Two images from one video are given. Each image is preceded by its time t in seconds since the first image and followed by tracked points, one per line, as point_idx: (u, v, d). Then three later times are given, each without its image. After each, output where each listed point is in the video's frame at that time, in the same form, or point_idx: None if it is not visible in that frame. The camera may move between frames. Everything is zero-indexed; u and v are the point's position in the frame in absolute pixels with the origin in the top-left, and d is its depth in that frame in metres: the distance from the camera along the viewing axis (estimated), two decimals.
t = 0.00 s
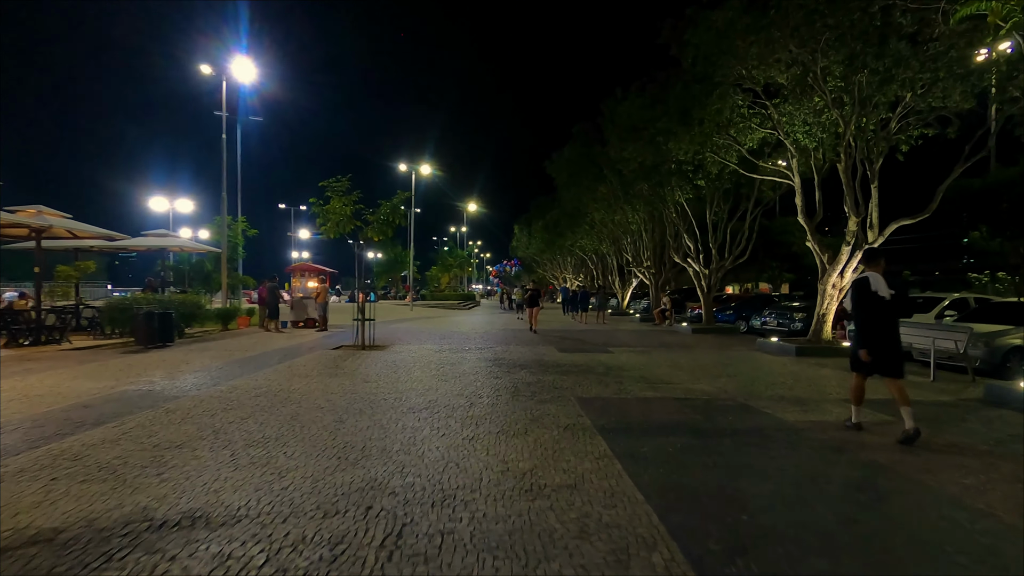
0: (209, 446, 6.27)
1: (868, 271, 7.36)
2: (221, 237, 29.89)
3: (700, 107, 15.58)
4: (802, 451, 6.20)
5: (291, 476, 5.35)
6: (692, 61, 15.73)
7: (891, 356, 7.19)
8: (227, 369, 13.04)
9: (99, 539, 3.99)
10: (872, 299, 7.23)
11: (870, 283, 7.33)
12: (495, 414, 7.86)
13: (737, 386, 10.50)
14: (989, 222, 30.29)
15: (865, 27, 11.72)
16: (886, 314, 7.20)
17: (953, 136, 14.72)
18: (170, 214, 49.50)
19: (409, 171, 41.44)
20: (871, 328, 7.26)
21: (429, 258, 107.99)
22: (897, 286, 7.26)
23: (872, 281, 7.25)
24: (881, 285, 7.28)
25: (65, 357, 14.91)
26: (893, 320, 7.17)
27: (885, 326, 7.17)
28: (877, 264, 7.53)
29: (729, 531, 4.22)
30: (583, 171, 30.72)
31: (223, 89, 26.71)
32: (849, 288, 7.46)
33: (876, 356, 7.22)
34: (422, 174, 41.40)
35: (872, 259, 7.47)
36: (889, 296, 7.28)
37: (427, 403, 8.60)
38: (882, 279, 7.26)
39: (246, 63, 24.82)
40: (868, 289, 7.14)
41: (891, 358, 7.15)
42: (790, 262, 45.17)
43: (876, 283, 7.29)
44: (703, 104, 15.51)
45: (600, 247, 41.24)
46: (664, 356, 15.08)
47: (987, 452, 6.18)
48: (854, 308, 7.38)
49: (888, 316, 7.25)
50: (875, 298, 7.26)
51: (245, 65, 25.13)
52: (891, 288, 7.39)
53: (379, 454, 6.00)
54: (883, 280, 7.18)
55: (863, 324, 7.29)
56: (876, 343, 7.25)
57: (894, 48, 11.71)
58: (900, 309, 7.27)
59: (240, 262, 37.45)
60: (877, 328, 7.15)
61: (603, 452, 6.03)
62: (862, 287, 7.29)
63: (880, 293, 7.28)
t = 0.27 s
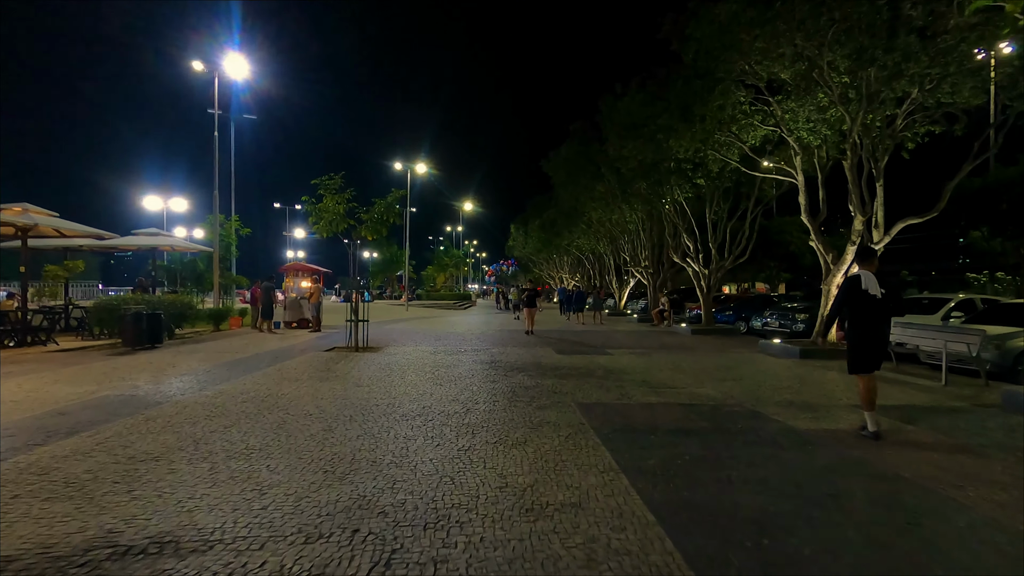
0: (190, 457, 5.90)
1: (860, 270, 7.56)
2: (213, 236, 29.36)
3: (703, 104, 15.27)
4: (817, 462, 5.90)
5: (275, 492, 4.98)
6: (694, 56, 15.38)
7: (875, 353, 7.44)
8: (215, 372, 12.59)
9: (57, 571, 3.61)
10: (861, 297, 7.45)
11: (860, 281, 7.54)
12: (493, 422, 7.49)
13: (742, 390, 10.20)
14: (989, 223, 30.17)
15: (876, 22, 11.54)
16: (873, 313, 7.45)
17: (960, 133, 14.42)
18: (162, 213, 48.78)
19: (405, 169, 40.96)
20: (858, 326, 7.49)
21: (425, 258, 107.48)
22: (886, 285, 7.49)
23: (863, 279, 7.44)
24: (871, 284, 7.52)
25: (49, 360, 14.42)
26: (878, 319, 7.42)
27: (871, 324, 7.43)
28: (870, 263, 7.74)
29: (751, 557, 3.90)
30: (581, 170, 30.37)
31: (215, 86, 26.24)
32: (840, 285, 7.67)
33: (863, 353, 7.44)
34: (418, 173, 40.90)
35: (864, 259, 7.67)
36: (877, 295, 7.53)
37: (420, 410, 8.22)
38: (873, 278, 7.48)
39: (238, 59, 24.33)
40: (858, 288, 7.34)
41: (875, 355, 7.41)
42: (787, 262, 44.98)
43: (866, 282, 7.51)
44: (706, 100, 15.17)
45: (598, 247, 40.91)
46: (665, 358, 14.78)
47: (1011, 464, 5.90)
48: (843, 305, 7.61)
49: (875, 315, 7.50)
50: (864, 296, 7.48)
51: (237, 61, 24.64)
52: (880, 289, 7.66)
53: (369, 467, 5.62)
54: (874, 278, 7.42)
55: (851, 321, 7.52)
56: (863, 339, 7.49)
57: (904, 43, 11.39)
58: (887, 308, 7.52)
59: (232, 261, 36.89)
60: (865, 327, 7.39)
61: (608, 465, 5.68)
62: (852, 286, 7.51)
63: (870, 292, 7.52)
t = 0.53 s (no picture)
0: (157, 470, 5.44)
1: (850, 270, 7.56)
2: (204, 235, 28.80)
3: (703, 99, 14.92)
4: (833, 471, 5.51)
5: (248, 509, 4.53)
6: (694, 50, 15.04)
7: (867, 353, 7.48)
8: (198, 374, 12.10)
9: None
10: (851, 299, 7.48)
11: (849, 282, 7.57)
12: (489, 428, 7.04)
13: (748, 393, 9.80)
14: (987, 222, 29.96)
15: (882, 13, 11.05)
16: (864, 313, 7.47)
17: (966, 130, 14.09)
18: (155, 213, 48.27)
19: (401, 168, 40.47)
20: (850, 326, 7.53)
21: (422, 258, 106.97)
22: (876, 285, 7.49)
23: (853, 280, 7.44)
24: (861, 285, 7.51)
25: (27, 362, 13.90)
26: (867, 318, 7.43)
27: (863, 325, 7.46)
28: (861, 263, 7.75)
29: None
30: (579, 169, 29.97)
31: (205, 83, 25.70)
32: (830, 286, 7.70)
33: (855, 353, 7.49)
34: (414, 172, 40.43)
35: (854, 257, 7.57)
36: (867, 296, 7.52)
37: (413, 415, 7.77)
38: (863, 278, 7.49)
39: (229, 54, 23.78)
40: (848, 289, 7.37)
41: (868, 355, 7.46)
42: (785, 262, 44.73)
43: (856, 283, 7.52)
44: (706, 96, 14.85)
45: (596, 246, 40.53)
46: (666, 359, 14.39)
47: None
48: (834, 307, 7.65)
49: (866, 315, 7.53)
50: (853, 297, 7.49)
51: (228, 57, 24.09)
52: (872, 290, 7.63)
53: (353, 480, 5.17)
54: (863, 279, 7.42)
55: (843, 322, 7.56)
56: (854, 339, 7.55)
57: (911, 34, 11.05)
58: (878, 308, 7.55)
59: (225, 262, 36.29)
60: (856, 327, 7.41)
61: (611, 476, 5.26)
62: (841, 287, 7.53)
63: (860, 293, 7.51)
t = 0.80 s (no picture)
0: (126, 490, 5.03)
1: (843, 270, 7.85)
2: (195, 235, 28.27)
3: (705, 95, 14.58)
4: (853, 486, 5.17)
5: (220, 535, 4.13)
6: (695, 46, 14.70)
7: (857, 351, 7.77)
8: (184, 379, 11.68)
9: None
10: (841, 298, 7.82)
11: (841, 283, 7.85)
12: (484, 439, 6.66)
13: (753, 398, 9.48)
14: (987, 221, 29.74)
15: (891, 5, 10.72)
16: (855, 313, 7.75)
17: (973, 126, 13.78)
18: (147, 212, 47.55)
19: (396, 167, 40.01)
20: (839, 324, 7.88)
21: (418, 258, 106.50)
22: (868, 285, 7.74)
23: (844, 280, 7.75)
24: (852, 285, 7.77)
25: (6, 367, 13.44)
26: (859, 317, 7.69)
27: (852, 324, 7.75)
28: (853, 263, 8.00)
29: None
30: (576, 167, 29.60)
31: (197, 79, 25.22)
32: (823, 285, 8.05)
33: (841, 351, 7.87)
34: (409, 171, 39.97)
35: (844, 259, 7.77)
36: (859, 295, 7.77)
37: (404, 424, 7.39)
38: (854, 279, 7.75)
39: (220, 50, 23.31)
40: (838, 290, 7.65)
41: (856, 353, 7.76)
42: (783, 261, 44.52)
43: (847, 283, 7.83)
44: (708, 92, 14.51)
45: (593, 246, 40.19)
46: (667, 362, 14.07)
47: None
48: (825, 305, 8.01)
49: (857, 315, 7.81)
50: (845, 297, 7.77)
51: (219, 53, 23.62)
52: (864, 289, 7.87)
53: (337, 499, 4.79)
54: (853, 279, 7.69)
55: (832, 320, 7.92)
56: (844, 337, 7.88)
57: (920, 28, 10.72)
58: (869, 308, 7.80)
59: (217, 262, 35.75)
60: (844, 325, 7.75)
61: (616, 494, 4.89)
62: (833, 287, 7.87)
63: (851, 293, 7.77)
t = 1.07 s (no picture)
0: (93, 504, 4.61)
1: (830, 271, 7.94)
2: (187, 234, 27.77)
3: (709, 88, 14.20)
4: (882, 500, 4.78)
5: (193, 556, 3.73)
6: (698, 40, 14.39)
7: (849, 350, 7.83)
8: (171, 381, 11.25)
9: None
10: (834, 297, 7.82)
11: (830, 283, 7.92)
12: (484, 446, 6.27)
13: (762, 400, 9.13)
14: (988, 221, 29.53)
15: None
16: (845, 311, 7.83)
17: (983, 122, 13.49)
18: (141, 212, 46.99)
19: (393, 166, 39.59)
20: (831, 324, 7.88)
21: (416, 259, 106.03)
22: (856, 285, 7.87)
23: (833, 279, 7.79)
24: (841, 285, 7.87)
25: None
26: (851, 316, 7.76)
27: (845, 323, 7.77)
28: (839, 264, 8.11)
29: None
30: (575, 166, 29.23)
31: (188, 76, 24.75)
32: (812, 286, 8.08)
33: (835, 350, 7.85)
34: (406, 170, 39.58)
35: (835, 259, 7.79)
36: (848, 294, 7.88)
37: (399, 429, 6.99)
38: (842, 278, 7.86)
39: (213, 45, 22.88)
40: (829, 289, 7.70)
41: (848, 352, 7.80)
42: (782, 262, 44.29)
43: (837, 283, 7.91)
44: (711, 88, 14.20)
45: (592, 246, 39.86)
46: (670, 363, 13.68)
47: None
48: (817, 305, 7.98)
49: (847, 313, 7.88)
50: (835, 296, 7.84)
51: (212, 48, 23.18)
52: (851, 289, 8.00)
53: (324, 514, 4.39)
54: (842, 279, 7.79)
55: (825, 321, 7.90)
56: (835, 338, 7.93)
57: (932, 18, 10.41)
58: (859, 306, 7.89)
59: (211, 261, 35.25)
60: (838, 326, 7.74)
61: (627, 507, 4.51)
62: (824, 286, 7.87)
63: (840, 293, 7.86)
